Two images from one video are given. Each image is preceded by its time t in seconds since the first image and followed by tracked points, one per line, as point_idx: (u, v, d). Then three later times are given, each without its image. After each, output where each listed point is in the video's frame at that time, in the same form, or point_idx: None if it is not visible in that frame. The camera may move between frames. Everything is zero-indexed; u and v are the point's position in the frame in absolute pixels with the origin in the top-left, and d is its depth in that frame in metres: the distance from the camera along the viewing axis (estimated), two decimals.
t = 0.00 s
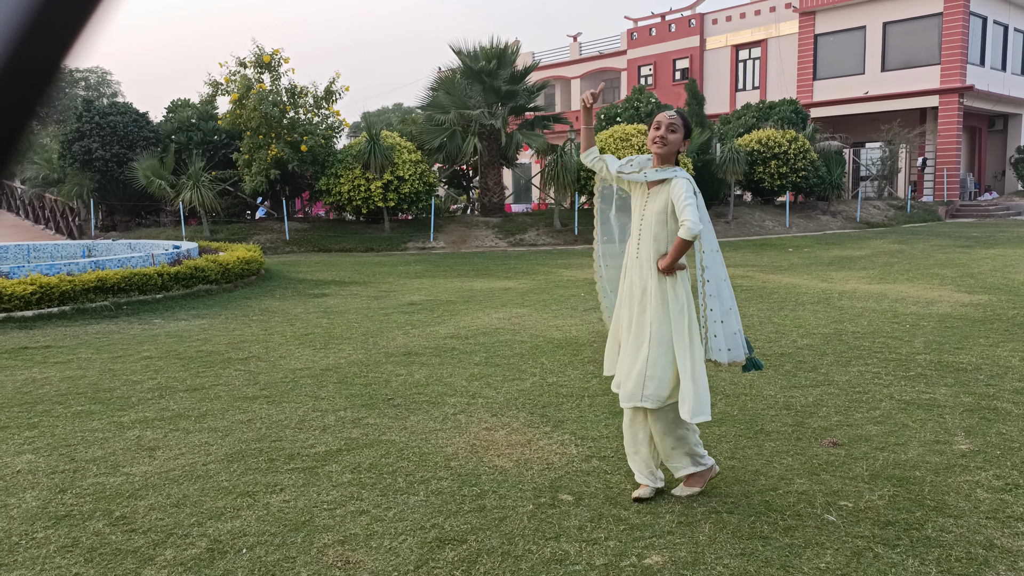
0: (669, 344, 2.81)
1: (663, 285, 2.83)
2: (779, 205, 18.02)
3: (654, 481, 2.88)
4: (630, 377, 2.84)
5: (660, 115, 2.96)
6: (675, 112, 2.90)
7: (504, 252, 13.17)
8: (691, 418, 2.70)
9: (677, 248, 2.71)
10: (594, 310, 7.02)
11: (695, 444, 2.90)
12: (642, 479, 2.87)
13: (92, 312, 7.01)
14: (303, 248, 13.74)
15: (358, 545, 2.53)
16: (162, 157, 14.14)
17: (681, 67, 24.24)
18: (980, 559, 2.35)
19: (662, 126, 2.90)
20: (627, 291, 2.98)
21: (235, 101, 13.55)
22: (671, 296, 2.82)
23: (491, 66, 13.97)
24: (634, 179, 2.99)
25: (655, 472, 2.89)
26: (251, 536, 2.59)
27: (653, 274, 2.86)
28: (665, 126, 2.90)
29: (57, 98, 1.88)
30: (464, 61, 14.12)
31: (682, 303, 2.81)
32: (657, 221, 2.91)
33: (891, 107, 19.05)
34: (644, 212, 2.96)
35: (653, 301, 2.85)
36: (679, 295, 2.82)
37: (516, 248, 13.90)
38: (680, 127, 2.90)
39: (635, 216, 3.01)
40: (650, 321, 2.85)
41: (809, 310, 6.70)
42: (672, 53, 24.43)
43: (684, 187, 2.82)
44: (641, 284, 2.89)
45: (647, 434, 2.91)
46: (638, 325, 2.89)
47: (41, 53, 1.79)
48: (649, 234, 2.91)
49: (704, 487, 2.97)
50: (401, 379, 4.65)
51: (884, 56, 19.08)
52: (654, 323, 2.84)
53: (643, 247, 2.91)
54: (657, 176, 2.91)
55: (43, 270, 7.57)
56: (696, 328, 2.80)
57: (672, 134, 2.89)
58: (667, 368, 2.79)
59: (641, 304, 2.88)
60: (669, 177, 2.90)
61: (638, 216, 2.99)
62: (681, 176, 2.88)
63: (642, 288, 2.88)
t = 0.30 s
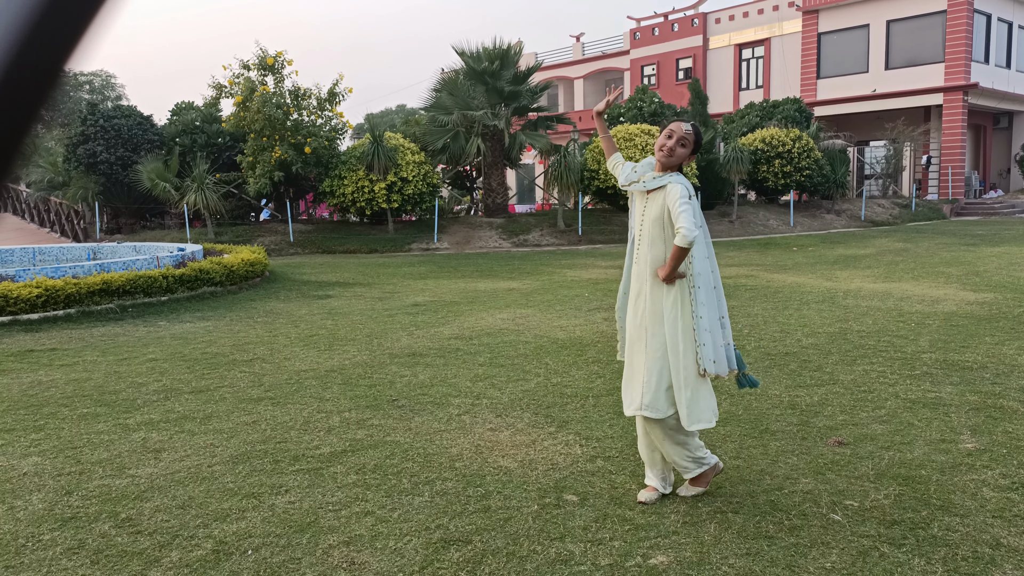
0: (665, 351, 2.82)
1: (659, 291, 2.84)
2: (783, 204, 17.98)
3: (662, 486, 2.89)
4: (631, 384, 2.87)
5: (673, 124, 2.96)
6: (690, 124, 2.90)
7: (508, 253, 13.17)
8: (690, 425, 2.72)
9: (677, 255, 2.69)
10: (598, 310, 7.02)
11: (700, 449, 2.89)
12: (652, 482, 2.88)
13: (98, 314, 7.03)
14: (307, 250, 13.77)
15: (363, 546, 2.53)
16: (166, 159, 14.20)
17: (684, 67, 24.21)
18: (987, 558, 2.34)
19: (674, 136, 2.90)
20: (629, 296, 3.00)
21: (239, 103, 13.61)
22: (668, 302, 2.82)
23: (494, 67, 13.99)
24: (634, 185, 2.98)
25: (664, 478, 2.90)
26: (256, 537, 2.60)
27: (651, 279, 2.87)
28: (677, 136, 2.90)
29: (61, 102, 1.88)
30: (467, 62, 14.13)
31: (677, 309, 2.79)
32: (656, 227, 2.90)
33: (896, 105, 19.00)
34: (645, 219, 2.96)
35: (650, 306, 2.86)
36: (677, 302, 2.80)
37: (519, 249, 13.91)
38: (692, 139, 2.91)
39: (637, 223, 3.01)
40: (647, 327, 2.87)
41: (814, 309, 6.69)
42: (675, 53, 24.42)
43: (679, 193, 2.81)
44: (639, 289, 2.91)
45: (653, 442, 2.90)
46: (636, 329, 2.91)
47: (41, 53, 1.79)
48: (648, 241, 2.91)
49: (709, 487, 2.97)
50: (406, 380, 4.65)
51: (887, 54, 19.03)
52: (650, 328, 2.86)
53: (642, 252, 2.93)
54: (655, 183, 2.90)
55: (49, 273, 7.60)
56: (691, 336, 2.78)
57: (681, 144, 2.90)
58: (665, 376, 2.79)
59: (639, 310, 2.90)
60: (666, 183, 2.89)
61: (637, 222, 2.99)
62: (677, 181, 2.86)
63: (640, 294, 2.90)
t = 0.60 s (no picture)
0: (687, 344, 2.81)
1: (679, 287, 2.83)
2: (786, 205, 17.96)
3: (665, 486, 2.88)
4: (651, 382, 2.83)
5: (664, 123, 2.92)
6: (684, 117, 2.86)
7: (511, 254, 13.17)
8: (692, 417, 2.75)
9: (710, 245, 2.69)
10: (601, 312, 7.02)
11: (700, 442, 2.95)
12: (653, 483, 2.88)
13: (101, 315, 7.04)
14: (310, 251, 13.79)
15: (365, 547, 2.53)
16: (170, 160, 14.23)
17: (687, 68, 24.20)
18: (990, 561, 2.33)
19: (671, 134, 2.87)
20: (639, 292, 2.95)
21: (242, 105, 13.63)
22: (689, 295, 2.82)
23: (497, 68, 13.99)
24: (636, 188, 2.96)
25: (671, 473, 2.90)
26: (259, 538, 2.60)
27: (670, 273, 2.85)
28: (674, 133, 2.86)
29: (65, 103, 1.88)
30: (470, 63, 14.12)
31: (699, 303, 2.80)
32: (669, 222, 2.88)
33: (899, 107, 18.98)
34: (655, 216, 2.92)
35: (669, 300, 2.84)
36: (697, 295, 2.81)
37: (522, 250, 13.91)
38: (689, 133, 2.87)
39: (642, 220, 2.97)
40: (667, 322, 2.84)
41: (817, 311, 6.68)
42: (678, 54, 24.41)
43: (694, 183, 2.80)
44: (656, 283, 2.88)
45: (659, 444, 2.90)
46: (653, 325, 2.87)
47: (48, 56, 1.81)
48: (662, 237, 2.88)
49: (711, 489, 2.96)
50: (408, 381, 4.65)
51: (891, 56, 19.01)
52: (670, 323, 2.83)
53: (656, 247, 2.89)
54: (662, 181, 2.89)
55: (52, 274, 7.62)
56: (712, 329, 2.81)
57: (680, 141, 2.87)
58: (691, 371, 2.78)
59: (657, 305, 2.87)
60: (674, 178, 2.88)
61: (644, 219, 2.95)
62: (686, 173, 2.86)
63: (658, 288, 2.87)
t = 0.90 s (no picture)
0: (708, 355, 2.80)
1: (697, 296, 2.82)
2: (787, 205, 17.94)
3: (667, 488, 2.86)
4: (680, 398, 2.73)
5: (657, 145, 2.82)
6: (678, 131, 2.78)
7: (512, 255, 13.17)
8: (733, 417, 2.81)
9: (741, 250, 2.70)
10: (603, 312, 7.02)
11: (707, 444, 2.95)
12: (657, 485, 2.85)
13: (103, 317, 7.05)
14: (312, 252, 13.80)
15: (367, 548, 2.53)
16: (172, 162, 14.25)
17: (688, 68, 24.19)
18: (993, 561, 2.33)
19: (674, 152, 2.80)
20: (649, 309, 2.83)
21: (244, 106, 13.65)
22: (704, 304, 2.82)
23: (498, 68, 13.99)
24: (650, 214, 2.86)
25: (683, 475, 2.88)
26: (262, 539, 2.60)
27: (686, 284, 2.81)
28: (674, 151, 2.80)
29: (67, 105, 1.89)
30: (471, 64, 14.11)
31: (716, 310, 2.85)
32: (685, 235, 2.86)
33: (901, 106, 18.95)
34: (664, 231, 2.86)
35: (687, 313, 2.78)
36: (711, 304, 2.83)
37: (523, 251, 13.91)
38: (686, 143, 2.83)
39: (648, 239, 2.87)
40: (688, 336, 2.77)
41: (820, 310, 6.68)
42: (679, 54, 24.39)
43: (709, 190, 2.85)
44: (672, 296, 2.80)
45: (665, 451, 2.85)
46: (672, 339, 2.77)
47: (49, 58, 1.82)
48: (676, 248, 2.84)
49: (714, 490, 2.96)
50: (411, 382, 4.65)
51: (892, 55, 18.99)
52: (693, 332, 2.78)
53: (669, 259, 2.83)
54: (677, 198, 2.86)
55: (55, 275, 7.63)
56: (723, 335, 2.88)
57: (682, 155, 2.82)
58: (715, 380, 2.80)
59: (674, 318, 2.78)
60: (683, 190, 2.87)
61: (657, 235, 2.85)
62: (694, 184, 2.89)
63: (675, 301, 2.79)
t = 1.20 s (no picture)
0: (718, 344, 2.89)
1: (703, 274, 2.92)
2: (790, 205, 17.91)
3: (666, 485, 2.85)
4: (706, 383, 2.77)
5: (667, 132, 2.83)
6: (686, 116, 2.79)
7: (515, 256, 13.17)
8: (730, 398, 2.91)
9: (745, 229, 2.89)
10: (605, 313, 7.02)
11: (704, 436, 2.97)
12: (661, 484, 2.84)
13: (107, 318, 7.06)
14: (315, 253, 13.82)
15: (371, 549, 2.53)
16: (175, 163, 14.28)
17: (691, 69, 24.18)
18: (997, 562, 2.32)
19: (685, 138, 2.82)
20: (670, 297, 2.80)
21: (247, 108, 13.68)
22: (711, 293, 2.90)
23: (501, 69, 14.01)
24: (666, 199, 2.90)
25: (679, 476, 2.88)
26: (264, 541, 2.60)
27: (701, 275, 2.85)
28: (683, 136, 2.82)
29: (71, 107, 1.90)
30: (474, 65, 14.12)
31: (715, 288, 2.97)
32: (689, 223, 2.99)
33: (904, 106, 18.92)
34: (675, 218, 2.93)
35: (702, 303, 2.83)
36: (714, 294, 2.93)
37: (526, 251, 13.91)
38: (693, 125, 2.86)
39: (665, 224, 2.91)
40: (706, 326, 2.82)
41: (823, 311, 6.67)
42: (682, 55, 24.37)
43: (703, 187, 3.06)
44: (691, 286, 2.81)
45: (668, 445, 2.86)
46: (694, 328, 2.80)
47: (53, 62, 1.83)
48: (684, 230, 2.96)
49: (717, 491, 2.95)
50: (413, 383, 4.64)
51: (895, 55, 18.96)
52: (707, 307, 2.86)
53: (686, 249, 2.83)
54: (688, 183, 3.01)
55: (58, 277, 7.64)
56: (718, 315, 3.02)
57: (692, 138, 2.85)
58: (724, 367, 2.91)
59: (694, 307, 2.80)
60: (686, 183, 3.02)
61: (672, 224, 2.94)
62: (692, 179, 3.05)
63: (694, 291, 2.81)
